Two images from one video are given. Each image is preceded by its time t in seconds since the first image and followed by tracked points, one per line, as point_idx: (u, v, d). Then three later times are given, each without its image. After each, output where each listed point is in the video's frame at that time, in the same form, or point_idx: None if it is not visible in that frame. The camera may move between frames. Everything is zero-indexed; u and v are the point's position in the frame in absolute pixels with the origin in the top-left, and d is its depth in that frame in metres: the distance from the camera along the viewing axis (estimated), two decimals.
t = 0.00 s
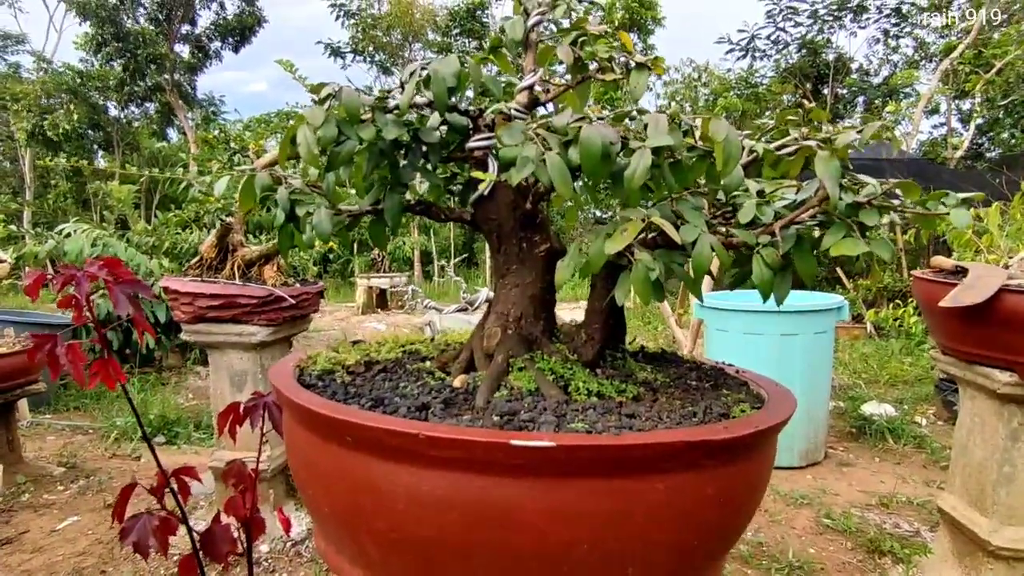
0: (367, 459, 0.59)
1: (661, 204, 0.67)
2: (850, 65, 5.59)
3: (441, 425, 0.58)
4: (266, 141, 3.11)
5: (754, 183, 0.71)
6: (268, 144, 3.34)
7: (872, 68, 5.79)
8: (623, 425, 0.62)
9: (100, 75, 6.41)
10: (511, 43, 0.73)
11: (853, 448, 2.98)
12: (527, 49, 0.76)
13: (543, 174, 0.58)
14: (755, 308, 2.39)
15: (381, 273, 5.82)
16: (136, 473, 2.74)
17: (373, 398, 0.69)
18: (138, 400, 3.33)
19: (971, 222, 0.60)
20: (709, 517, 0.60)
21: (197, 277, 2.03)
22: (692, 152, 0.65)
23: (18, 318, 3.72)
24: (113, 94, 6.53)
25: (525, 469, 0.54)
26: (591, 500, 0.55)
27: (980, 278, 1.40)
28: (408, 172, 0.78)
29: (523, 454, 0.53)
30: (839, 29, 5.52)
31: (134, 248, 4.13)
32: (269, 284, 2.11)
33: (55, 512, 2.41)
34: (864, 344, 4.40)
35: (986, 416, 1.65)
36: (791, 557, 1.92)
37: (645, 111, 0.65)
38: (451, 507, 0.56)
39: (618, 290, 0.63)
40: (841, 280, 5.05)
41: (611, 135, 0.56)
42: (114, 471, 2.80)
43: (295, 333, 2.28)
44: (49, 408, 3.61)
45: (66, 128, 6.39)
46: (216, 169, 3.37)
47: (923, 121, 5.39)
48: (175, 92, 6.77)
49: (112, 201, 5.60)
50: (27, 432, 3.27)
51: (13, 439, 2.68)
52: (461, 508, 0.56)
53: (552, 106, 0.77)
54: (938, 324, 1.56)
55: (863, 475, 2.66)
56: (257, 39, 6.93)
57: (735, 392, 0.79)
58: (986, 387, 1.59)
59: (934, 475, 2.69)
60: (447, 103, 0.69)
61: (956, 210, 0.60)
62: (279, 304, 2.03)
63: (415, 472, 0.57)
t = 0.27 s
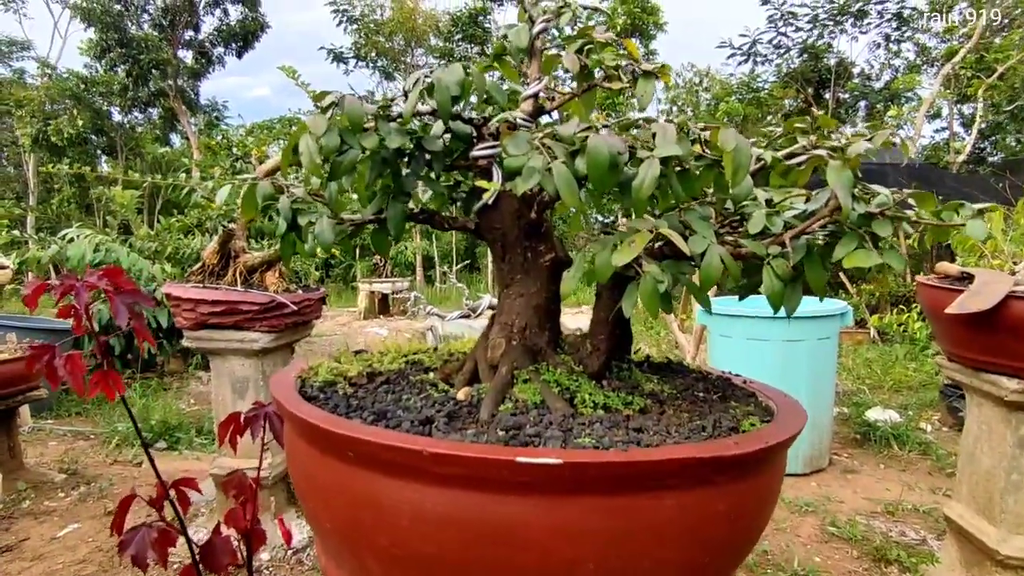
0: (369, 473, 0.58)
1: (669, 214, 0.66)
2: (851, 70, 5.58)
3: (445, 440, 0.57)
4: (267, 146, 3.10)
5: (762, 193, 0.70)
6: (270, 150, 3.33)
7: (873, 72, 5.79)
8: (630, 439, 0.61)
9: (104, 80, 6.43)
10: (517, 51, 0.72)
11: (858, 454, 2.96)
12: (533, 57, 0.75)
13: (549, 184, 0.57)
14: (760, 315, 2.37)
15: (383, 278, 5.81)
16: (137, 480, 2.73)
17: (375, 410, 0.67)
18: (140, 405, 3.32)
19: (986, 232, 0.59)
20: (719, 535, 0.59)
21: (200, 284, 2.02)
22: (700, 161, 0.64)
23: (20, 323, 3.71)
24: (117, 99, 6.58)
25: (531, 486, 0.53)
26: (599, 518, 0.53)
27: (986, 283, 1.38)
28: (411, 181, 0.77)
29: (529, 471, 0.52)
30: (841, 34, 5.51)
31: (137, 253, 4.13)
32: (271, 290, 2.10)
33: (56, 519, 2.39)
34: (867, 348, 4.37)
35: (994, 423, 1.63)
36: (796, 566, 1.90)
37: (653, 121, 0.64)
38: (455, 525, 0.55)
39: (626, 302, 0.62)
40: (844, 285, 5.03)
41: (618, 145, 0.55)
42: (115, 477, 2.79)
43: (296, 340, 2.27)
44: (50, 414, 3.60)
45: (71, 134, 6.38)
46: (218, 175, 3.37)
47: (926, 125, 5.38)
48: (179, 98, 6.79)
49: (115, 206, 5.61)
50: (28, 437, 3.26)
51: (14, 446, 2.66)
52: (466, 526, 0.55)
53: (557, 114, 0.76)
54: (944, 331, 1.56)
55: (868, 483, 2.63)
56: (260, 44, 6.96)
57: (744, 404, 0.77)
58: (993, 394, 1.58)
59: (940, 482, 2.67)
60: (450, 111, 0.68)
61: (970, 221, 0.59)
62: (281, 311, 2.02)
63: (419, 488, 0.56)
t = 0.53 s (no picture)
0: (370, 487, 0.57)
1: (675, 223, 0.65)
2: (853, 73, 5.58)
3: (448, 453, 0.56)
4: (269, 150, 3.10)
5: (769, 201, 0.69)
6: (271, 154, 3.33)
7: (875, 75, 5.78)
8: (636, 452, 0.60)
9: (107, 85, 6.44)
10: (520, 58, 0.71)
11: (863, 459, 2.94)
12: (536, 64, 0.74)
13: (554, 193, 0.56)
14: (763, 320, 2.36)
15: (384, 282, 5.80)
16: (138, 485, 2.72)
17: (376, 421, 0.67)
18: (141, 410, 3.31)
19: (997, 241, 0.58)
20: (726, 549, 0.58)
21: (201, 289, 2.01)
22: (705, 169, 0.63)
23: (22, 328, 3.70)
24: (120, 103, 6.60)
25: (535, 501, 0.52)
26: (605, 533, 0.53)
27: (992, 288, 1.36)
28: (413, 189, 0.76)
29: (533, 486, 0.51)
30: (842, 37, 5.51)
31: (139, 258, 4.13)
32: (272, 295, 2.09)
33: (57, 525, 2.38)
34: (870, 351, 4.35)
35: (1000, 429, 1.60)
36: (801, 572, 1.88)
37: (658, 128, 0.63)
38: (458, 540, 0.54)
39: (631, 313, 0.61)
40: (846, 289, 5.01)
41: (624, 153, 0.54)
42: (116, 482, 2.77)
43: (298, 346, 2.26)
44: (52, 419, 3.60)
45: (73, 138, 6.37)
46: (220, 179, 3.38)
47: (927, 128, 5.37)
48: (181, 102, 6.80)
49: (118, 210, 5.61)
50: (29, 442, 3.25)
51: (15, 451, 2.64)
52: (469, 542, 0.54)
53: (561, 121, 0.76)
54: (948, 337, 1.54)
55: (872, 488, 2.62)
56: (262, 49, 6.97)
57: (750, 415, 0.76)
58: (1000, 400, 1.55)
59: (945, 487, 2.65)
60: (452, 119, 0.67)
61: (982, 230, 0.58)
62: (283, 317, 2.02)
63: (420, 502, 0.55)
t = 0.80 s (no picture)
0: (367, 497, 0.57)
1: (673, 229, 0.65)
2: (853, 74, 5.57)
3: (445, 463, 0.56)
4: (270, 154, 3.11)
5: (768, 207, 0.69)
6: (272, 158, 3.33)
7: (876, 76, 5.77)
8: (634, 460, 0.59)
9: (110, 88, 6.47)
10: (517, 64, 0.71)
11: (866, 461, 2.93)
12: (533, 70, 0.74)
13: (550, 201, 0.56)
14: (765, 322, 2.35)
15: (386, 284, 5.80)
16: (140, 489, 2.71)
17: (374, 430, 0.66)
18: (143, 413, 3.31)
19: (997, 248, 0.58)
20: (726, 558, 0.57)
21: (201, 293, 2.01)
22: (705, 175, 0.63)
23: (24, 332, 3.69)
24: (122, 107, 6.62)
25: (532, 511, 0.51)
26: (603, 543, 0.52)
27: (994, 290, 1.35)
28: (411, 196, 0.76)
29: (530, 496, 0.51)
30: (843, 38, 5.51)
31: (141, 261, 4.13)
32: (273, 299, 2.08)
33: (59, 530, 2.37)
34: (873, 352, 4.34)
35: (1004, 433, 1.58)
36: None
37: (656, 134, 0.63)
38: (456, 550, 0.54)
39: (629, 320, 0.60)
40: (848, 290, 5.00)
41: (621, 161, 0.54)
42: (117, 486, 2.77)
43: (298, 350, 2.26)
44: (55, 422, 3.61)
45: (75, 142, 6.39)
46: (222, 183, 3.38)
47: (929, 128, 5.35)
48: (183, 106, 6.82)
49: (120, 214, 5.61)
50: (32, 446, 3.25)
51: (16, 456, 2.63)
52: (466, 552, 0.53)
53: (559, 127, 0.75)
54: (950, 338, 1.53)
55: (875, 490, 2.60)
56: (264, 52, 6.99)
57: (749, 421, 0.76)
58: (1003, 403, 1.53)
59: (949, 489, 2.64)
60: (449, 126, 0.67)
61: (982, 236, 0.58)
62: (283, 321, 2.01)
63: (418, 512, 0.54)
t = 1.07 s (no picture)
0: (361, 505, 0.57)
1: (666, 237, 0.65)
2: (856, 72, 5.56)
3: (439, 472, 0.56)
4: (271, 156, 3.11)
5: (762, 213, 0.69)
6: (273, 160, 3.34)
7: (878, 75, 5.75)
8: (628, 468, 0.59)
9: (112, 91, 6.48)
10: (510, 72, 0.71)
11: (868, 462, 2.92)
12: (528, 76, 0.74)
13: (542, 211, 0.56)
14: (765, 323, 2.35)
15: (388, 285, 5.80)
16: (143, 492, 2.72)
17: (369, 437, 0.67)
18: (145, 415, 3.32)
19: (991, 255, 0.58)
20: (720, 566, 0.57)
21: (202, 297, 2.01)
22: (698, 182, 0.63)
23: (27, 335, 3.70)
24: (125, 109, 6.63)
25: (524, 520, 0.52)
26: (596, 552, 0.52)
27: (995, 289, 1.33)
28: (406, 203, 0.76)
29: (522, 505, 0.51)
30: (845, 37, 5.49)
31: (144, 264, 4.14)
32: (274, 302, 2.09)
33: (61, 533, 2.37)
34: (875, 352, 4.33)
35: (1005, 433, 1.55)
36: None
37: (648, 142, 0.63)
38: (448, 559, 0.54)
39: (622, 328, 0.61)
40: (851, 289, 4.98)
41: (612, 170, 0.54)
42: (120, 489, 2.78)
43: (299, 353, 2.26)
44: (58, 424, 3.62)
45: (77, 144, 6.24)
46: (224, 186, 3.39)
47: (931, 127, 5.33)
48: (186, 107, 6.83)
49: (122, 216, 5.62)
50: (35, 449, 3.25)
51: (19, 460, 2.62)
52: (459, 560, 0.53)
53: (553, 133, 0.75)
54: (951, 339, 1.52)
55: (877, 491, 2.60)
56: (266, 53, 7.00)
57: (745, 427, 0.76)
58: (1005, 404, 1.51)
59: (951, 490, 2.63)
60: (443, 133, 0.67)
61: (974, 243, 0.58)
62: (284, 324, 2.01)
63: (411, 521, 0.55)
